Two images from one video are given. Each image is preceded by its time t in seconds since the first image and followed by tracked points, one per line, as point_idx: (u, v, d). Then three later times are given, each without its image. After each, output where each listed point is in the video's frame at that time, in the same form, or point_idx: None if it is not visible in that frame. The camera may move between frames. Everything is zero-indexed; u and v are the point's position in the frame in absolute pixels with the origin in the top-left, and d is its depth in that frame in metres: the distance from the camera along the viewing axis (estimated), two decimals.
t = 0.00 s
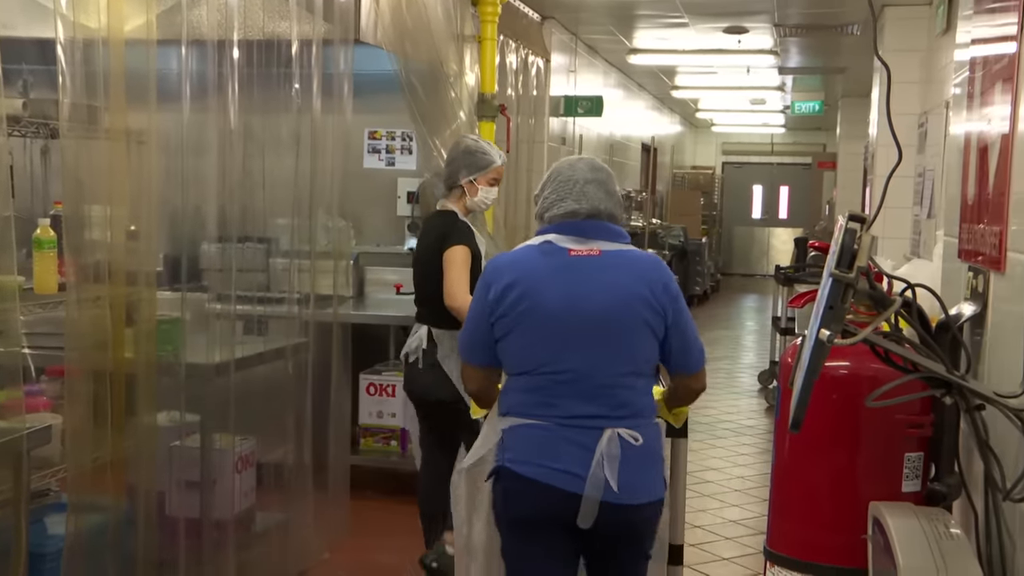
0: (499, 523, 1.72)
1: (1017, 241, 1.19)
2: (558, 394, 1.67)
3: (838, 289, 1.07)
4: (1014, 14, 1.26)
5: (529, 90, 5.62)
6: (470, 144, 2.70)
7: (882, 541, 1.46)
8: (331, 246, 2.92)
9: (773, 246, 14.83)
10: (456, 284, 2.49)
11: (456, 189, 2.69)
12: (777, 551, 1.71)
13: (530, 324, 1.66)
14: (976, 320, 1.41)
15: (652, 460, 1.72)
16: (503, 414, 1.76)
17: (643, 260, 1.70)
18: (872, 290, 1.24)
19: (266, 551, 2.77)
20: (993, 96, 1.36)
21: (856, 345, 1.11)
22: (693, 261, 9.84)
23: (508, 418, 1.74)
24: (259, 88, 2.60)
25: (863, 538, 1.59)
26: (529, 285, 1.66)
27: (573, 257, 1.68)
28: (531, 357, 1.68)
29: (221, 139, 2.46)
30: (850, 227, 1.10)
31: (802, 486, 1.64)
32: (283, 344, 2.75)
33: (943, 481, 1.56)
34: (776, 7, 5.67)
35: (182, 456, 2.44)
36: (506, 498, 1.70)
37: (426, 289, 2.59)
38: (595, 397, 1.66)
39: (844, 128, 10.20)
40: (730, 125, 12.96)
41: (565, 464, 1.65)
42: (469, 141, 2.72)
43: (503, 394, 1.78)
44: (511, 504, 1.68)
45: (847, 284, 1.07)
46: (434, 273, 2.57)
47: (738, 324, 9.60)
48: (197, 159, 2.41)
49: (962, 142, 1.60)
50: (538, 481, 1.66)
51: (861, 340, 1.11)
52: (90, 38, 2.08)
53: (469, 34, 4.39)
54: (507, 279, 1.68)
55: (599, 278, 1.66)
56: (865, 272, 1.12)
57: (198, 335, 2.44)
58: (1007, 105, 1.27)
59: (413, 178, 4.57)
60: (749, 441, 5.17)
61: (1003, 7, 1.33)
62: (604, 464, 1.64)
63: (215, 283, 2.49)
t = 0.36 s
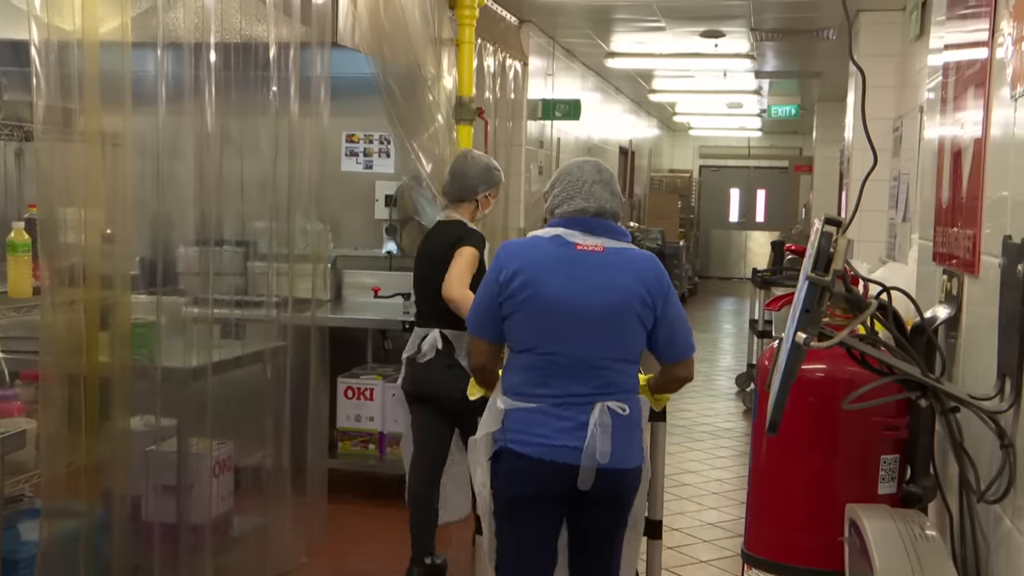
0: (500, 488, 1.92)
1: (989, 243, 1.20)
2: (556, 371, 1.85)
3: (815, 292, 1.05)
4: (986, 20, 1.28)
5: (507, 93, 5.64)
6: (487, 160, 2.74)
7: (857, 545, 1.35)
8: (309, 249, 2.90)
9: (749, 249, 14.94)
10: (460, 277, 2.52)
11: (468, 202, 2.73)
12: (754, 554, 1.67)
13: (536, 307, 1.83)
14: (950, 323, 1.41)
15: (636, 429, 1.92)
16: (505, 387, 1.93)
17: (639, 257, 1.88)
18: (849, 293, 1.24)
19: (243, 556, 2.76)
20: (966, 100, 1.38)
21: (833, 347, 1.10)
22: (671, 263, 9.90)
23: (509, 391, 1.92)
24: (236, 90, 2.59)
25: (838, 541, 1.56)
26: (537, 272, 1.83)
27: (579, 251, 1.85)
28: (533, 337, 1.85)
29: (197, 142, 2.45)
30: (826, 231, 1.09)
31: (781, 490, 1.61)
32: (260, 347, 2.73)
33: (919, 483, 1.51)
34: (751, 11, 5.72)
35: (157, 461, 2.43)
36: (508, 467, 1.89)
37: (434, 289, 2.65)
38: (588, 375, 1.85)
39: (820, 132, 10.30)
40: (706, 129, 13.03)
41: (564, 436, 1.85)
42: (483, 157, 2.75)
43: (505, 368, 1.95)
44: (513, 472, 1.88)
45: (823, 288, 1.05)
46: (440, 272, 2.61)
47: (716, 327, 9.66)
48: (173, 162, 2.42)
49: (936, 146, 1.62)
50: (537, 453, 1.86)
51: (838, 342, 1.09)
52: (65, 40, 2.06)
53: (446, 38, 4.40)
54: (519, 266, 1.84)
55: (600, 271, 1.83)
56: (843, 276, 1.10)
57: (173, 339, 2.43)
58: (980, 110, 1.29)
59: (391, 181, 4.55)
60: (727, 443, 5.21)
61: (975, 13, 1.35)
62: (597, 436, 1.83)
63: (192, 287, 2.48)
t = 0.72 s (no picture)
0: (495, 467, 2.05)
1: (973, 245, 1.21)
2: (551, 361, 1.97)
3: (800, 294, 1.06)
4: (969, 24, 1.29)
5: (494, 95, 5.64)
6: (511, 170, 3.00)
7: (842, 544, 1.36)
8: (296, 252, 2.89)
9: (736, 251, 15.00)
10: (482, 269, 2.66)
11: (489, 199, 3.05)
12: (741, 556, 1.67)
13: (533, 301, 1.96)
14: (934, 324, 1.42)
15: (624, 413, 2.01)
16: (503, 377, 2.05)
17: (629, 255, 2.01)
18: (833, 295, 1.24)
19: (230, 560, 2.75)
20: (950, 103, 1.39)
21: (819, 349, 1.10)
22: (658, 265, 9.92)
23: (506, 380, 2.03)
24: (222, 93, 2.58)
25: (823, 542, 1.56)
26: (535, 270, 1.96)
27: (573, 250, 1.98)
28: (530, 328, 1.97)
29: (182, 145, 2.44)
30: (812, 233, 1.08)
31: (768, 492, 1.62)
32: (247, 351, 2.71)
33: (904, 484, 1.49)
34: (737, 14, 5.74)
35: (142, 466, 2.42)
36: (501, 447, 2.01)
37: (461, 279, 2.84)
38: (581, 364, 1.96)
39: (806, 134, 10.35)
40: (692, 131, 13.08)
41: (550, 418, 1.95)
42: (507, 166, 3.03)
43: (504, 359, 2.07)
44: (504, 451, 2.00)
45: (809, 290, 1.05)
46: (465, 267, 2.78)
47: (702, 329, 9.69)
48: (158, 164, 2.41)
49: (921, 149, 1.63)
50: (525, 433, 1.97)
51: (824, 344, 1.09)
52: (48, 42, 2.05)
53: (433, 40, 4.39)
54: (517, 260, 1.98)
55: (592, 268, 1.96)
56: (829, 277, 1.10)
57: (158, 342, 2.41)
58: (963, 113, 1.30)
59: (378, 184, 4.53)
60: (714, 445, 5.22)
61: (959, 16, 1.36)
62: (578, 416, 1.94)
63: (177, 290, 2.46)
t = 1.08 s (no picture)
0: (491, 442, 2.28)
1: (964, 247, 1.21)
2: (542, 345, 2.20)
3: (793, 296, 1.06)
4: (960, 27, 1.30)
5: (486, 98, 5.64)
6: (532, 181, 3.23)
7: (835, 546, 1.36)
8: (289, 254, 2.88)
9: (728, 253, 15.02)
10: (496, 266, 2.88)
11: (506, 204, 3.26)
12: (734, 557, 1.67)
13: (522, 292, 2.20)
14: (927, 326, 1.42)
15: (609, 398, 2.26)
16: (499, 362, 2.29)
17: (606, 247, 2.26)
18: (826, 296, 1.24)
19: (222, 563, 2.74)
20: (941, 105, 1.40)
21: (812, 351, 1.10)
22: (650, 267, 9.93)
23: (502, 364, 2.27)
24: (213, 95, 2.58)
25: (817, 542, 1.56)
26: (521, 264, 2.20)
27: (555, 244, 2.22)
28: (521, 317, 2.21)
29: (173, 147, 2.43)
30: (804, 235, 1.09)
31: (760, 493, 1.62)
32: (239, 353, 2.70)
33: (896, 485, 1.50)
34: (729, 17, 5.75)
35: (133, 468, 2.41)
36: (497, 422, 2.25)
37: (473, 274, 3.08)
38: (568, 347, 2.20)
39: (798, 136, 10.38)
40: (684, 133, 13.10)
41: (543, 398, 2.19)
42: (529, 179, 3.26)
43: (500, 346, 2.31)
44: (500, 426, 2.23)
45: (802, 292, 1.05)
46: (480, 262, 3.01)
47: (695, 331, 9.69)
48: (149, 166, 2.41)
49: (912, 150, 1.64)
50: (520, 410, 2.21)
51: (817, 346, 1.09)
52: (39, 43, 2.05)
53: (425, 43, 4.39)
54: (506, 258, 2.22)
55: (573, 260, 2.21)
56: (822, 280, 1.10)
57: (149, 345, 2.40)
58: (954, 116, 1.31)
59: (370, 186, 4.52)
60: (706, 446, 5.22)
61: (950, 19, 1.37)
62: (570, 397, 2.18)
63: (168, 292, 2.45)
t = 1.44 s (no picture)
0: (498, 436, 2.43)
1: (957, 250, 1.22)
2: (547, 346, 2.36)
3: (787, 298, 1.06)
4: (951, 31, 1.31)
5: (480, 101, 5.65)
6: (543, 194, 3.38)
7: (829, 548, 1.36)
8: (283, 258, 2.89)
9: (721, 256, 15.04)
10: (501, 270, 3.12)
11: (520, 203, 3.41)
12: (727, 560, 1.66)
13: (529, 297, 2.36)
14: (920, 328, 1.43)
15: (612, 393, 2.42)
16: (508, 362, 2.44)
17: (607, 255, 2.43)
18: (821, 299, 1.24)
19: (214, 568, 2.73)
20: (934, 108, 1.40)
21: (806, 354, 1.10)
22: (644, 271, 9.93)
23: (511, 365, 2.42)
24: (207, 99, 2.58)
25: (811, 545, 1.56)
26: (528, 270, 2.37)
27: (560, 252, 2.40)
28: (527, 319, 2.37)
29: (167, 150, 2.43)
30: (798, 238, 1.09)
31: (754, 494, 1.62)
32: (233, 357, 2.70)
33: (889, 487, 1.50)
34: (722, 20, 5.77)
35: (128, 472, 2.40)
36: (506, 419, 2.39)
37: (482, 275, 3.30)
38: (571, 347, 2.36)
39: (791, 139, 10.41)
40: (678, 136, 13.13)
41: (551, 395, 2.34)
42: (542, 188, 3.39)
43: (509, 348, 2.46)
44: (508, 422, 2.37)
45: (796, 294, 1.05)
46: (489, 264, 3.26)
47: (689, 334, 9.70)
48: (144, 169, 2.38)
49: (904, 153, 1.64)
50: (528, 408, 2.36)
51: (811, 347, 1.10)
52: (33, 47, 2.04)
53: (419, 46, 4.40)
54: (513, 264, 2.39)
55: (576, 267, 2.38)
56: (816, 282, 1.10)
57: (143, 348, 2.40)
58: (946, 119, 1.31)
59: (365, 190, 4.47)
60: (701, 449, 5.22)
61: (942, 22, 1.38)
62: (576, 395, 2.33)
63: (161, 296, 2.45)
